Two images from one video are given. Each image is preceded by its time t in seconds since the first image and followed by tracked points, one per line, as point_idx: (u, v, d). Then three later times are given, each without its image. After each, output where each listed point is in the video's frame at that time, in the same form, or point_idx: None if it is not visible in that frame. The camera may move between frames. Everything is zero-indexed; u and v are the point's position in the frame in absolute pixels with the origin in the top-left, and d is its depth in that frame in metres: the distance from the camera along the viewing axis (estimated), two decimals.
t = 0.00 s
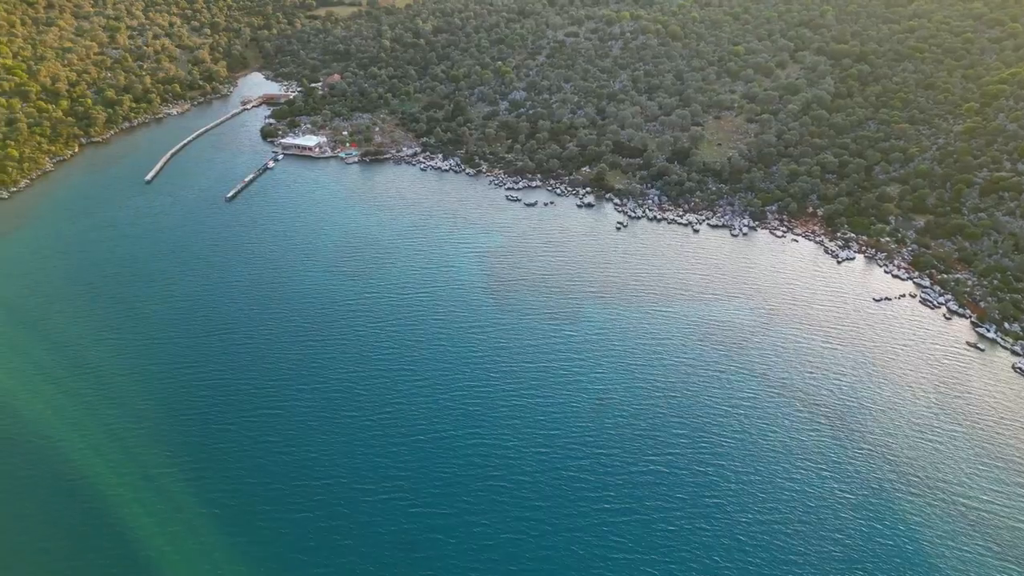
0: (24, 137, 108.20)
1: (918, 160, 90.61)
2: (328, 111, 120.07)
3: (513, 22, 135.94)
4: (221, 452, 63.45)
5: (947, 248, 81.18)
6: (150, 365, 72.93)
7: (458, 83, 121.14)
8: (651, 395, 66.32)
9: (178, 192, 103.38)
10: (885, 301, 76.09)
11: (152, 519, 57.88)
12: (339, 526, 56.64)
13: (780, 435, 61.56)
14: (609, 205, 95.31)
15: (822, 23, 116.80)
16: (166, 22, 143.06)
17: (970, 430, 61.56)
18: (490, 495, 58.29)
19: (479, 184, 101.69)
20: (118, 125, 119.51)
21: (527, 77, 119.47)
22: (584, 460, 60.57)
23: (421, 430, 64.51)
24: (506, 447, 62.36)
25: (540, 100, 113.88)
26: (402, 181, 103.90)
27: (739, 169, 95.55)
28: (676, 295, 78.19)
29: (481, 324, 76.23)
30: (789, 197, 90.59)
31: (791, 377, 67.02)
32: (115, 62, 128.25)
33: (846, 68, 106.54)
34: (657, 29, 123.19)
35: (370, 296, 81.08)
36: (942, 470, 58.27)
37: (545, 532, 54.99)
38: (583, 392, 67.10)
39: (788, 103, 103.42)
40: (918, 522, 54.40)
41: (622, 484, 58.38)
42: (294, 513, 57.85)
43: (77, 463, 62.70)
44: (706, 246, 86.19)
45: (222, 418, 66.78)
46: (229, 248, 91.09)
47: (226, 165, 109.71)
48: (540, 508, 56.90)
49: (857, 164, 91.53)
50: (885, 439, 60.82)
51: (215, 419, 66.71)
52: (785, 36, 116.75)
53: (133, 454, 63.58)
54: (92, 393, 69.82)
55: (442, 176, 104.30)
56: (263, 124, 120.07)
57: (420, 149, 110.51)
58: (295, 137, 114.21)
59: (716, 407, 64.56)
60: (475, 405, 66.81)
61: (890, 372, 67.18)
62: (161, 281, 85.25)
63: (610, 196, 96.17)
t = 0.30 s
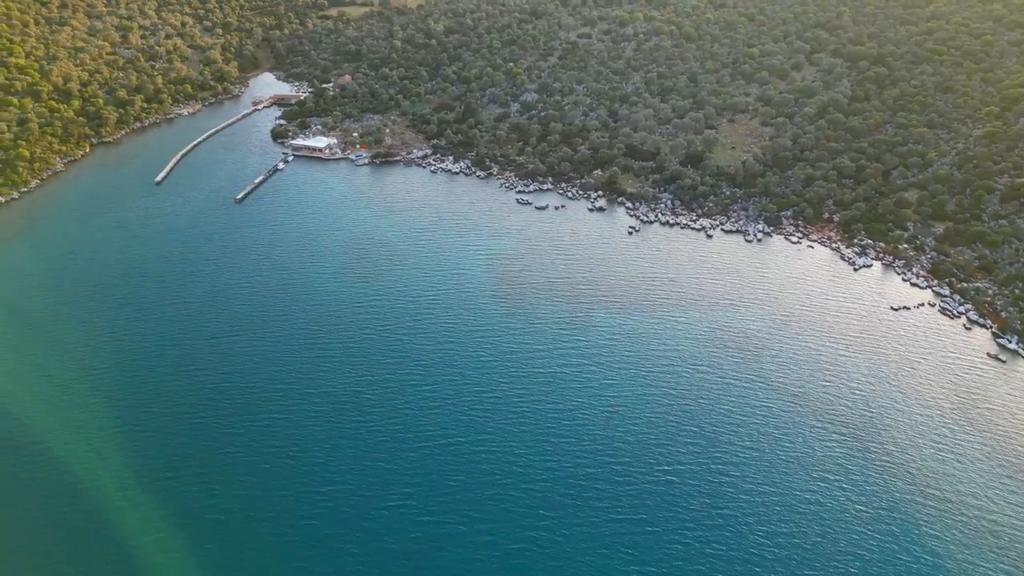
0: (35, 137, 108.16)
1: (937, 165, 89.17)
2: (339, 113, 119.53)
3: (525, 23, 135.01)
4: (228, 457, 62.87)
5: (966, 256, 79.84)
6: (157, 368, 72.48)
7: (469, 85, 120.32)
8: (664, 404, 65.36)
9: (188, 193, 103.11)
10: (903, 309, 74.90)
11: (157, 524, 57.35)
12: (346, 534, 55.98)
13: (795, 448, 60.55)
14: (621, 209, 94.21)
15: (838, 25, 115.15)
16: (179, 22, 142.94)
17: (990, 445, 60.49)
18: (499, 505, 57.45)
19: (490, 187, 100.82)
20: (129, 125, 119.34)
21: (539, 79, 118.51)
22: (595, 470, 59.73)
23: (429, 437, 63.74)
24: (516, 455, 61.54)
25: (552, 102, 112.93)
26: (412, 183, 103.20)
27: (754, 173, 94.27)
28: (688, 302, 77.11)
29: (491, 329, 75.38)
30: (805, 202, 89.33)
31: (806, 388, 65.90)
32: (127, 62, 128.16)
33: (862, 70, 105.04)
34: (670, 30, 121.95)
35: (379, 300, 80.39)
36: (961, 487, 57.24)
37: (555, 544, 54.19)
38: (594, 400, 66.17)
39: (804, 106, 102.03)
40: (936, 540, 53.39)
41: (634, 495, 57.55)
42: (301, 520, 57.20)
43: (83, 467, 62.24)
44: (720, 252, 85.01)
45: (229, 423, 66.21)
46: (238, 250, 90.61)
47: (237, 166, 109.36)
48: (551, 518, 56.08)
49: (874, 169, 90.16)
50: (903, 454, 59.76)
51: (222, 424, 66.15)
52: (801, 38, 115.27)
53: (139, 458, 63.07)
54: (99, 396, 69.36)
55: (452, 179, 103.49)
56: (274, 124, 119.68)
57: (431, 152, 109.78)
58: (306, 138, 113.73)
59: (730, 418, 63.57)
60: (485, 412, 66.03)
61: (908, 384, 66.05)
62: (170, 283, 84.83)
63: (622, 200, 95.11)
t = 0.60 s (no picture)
0: (47, 137, 108.09)
1: (957, 171, 87.61)
2: (350, 114, 118.87)
3: (538, 24, 134.00)
4: (234, 464, 62.24)
5: (988, 266, 78.33)
6: (165, 372, 71.94)
7: (481, 87, 119.45)
8: (678, 414, 64.24)
9: (200, 195, 102.73)
10: (923, 320, 73.54)
11: (162, 532, 56.82)
12: (353, 544, 55.27)
13: (813, 462, 59.36)
14: (634, 214, 93.05)
15: (856, 26, 113.36)
16: (192, 22, 142.83)
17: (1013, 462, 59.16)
18: (508, 517, 56.45)
19: (501, 191, 99.86)
20: (141, 126, 119.13)
21: (551, 81, 117.48)
22: (607, 482, 58.71)
23: (438, 446, 62.90)
24: (526, 466, 60.58)
25: (564, 105, 111.86)
26: (423, 186, 102.43)
27: (770, 178, 92.90)
28: (703, 310, 75.89)
29: (502, 336, 74.47)
30: (822, 208, 87.92)
31: (824, 401, 64.64)
32: (140, 63, 128.05)
33: (881, 74, 103.37)
34: (685, 32, 120.62)
35: (388, 304, 79.61)
36: (985, 506, 55.89)
37: (565, 557, 53.25)
38: (606, 410, 65.13)
39: (821, 110, 100.55)
40: (959, 559, 52.13)
41: (647, 508, 56.52)
42: (307, 530, 56.51)
43: (88, 473, 61.69)
44: (734, 258, 83.71)
45: (235, 429, 65.53)
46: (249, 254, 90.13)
47: (248, 168, 108.93)
48: (561, 530, 55.09)
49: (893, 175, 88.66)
50: (923, 471, 58.45)
51: (229, 430, 65.43)
52: (818, 40, 113.63)
53: (145, 464, 62.54)
54: (106, 400, 68.83)
55: (464, 182, 102.62)
56: (286, 126, 119.20)
57: (442, 154, 108.96)
58: (317, 140, 113.17)
59: (746, 430, 62.40)
60: (495, 420, 65.09)
61: (928, 398, 64.74)
62: (179, 285, 84.39)
63: (635, 205, 93.93)
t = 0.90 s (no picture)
0: (59, 138, 108.08)
1: (978, 177, 86.08)
2: (361, 115, 118.19)
3: (551, 25, 133.01)
4: (241, 469, 61.65)
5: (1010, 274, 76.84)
6: (172, 375, 71.40)
7: (494, 88, 118.59)
8: (692, 424, 63.16)
9: (210, 197, 102.25)
10: (943, 330, 72.25)
11: (166, 539, 56.28)
12: (360, 553, 54.61)
13: (830, 476, 58.11)
14: (647, 218, 91.89)
15: (874, 28, 111.64)
16: (205, 22, 142.67)
17: None
18: (518, 527, 55.56)
19: (513, 194, 98.90)
20: (153, 126, 118.95)
21: (564, 82, 116.44)
22: (618, 492, 57.77)
23: (447, 453, 62.08)
24: (536, 475, 59.68)
25: (577, 106, 110.79)
26: (433, 189, 101.65)
27: (786, 183, 91.59)
28: (717, 317, 74.70)
29: (512, 342, 73.61)
30: (839, 214, 86.59)
31: (842, 413, 63.36)
32: (153, 63, 127.96)
33: (899, 76, 101.71)
34: (700, 34, 119.29)
35: (398, 309, 78.89)
36: (1009, 523, 54.49)
37: (575, 569, 52.32)
38: (618, 419, 64.18)
39: (838, 113, 99.04)
40: None
41: (660, 519, 55.52)
42: (313, 538, 55.87)
43: (95, 477, 61.22)
44: (749, 265, 82.50)
45: (243, 434, 64.93)
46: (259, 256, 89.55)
47: (260, 169, 108.47)
48: (572, 541, 54.19)
49: (912, 180, 87.22)
50: (945, 486, 57.08)
51: (237, 435, 64.84)
52: (835, 42, 111.98)
53: (151, 468, 62.02)
54: (113, 403, 68.34)
55: (475, 185, 101.79)
56: (297, 127, 118.71)
57: (454, 156, 108.15)
58: (328, 142, 112.55)
59: (762, 441, 61.22)
60: (505, 428, 64.23)
61: (950, 411, 63.37)
62: (188, 287, 83.84)
63: (649, 209, 92.75)
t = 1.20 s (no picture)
0: (75, 137, 108.23)
1: (1002, 184, 84.52)
2: (375, 116, 117.69)
3: (567, 26, 132.01)
4: (251, 473, 61.11)
5: None
6: (183, 378, 70.98)
7: (509, 90, 117.75)
8: (708, 435, 62.15)
9: (224, 198, 102.08)
10: (967, 341, 71.15)
11: (175, 543, 55.80)
12: (370, 561, 53.96)
13: (850, 491, 57.03)
14: (663, 223, 90.71)
15: (895, 30, 109.81)
16: (221, 22, 142.70)
17: None
18: (531, 536, 54.68)
19: (527, 197, 97.97)
20: (168, 126, 118.96)
21: (580, 84, 115.42)
22: (633, 503, 56.91)
23: (459, 460, 61.33)
24: (549, 484, 58.85)
25: (593, 109, 109.72)
26: (447, 191, 100.96)
27: (805, 188, 90.20)
28: (734, 324, 73.58)
29: (525, 347, 72.76)
30: (859, 220, 85.29)
31: (862, 427, 62.22)
32: (169, 62, 128.03)
33: (921, 80, 100.01)
34: (718, 35, 117.88)
35: (410, 313, 78.23)
36: None
37: None
38: (634, 428, 63.28)
39: (858, 117, 97.47)
40: None
41: (676, 532, 54.58)
42: (323, 545, 55.27)
43: (105, 479, 60.86)
44: (767, 272, 81.28)
45: (253, 438, 64.38)
46: (272, 258, 89.25)
47: (274, 170, 108.22)
48: (585, 552, 53.38)
49: (934, 187, 85.74)
50: (968, 505, 56.00)
51: (247, 439, 64.27)
52: (856, 44, 110.25)
53: (161, 471, 61.57)
54: (124, 404, 67.98)
55: (489, 188, 100.97)
56: (312, 127, 118.40)
57: (468, 159, 107.36)
58: (342, 143, 112.18)
59: (781, 453, 60.18)
60: (518, 435, 63.39)
61: (973, 427, 62.24)
62: (200, 289, 83.54)
63: (665, 213, 91.60)
